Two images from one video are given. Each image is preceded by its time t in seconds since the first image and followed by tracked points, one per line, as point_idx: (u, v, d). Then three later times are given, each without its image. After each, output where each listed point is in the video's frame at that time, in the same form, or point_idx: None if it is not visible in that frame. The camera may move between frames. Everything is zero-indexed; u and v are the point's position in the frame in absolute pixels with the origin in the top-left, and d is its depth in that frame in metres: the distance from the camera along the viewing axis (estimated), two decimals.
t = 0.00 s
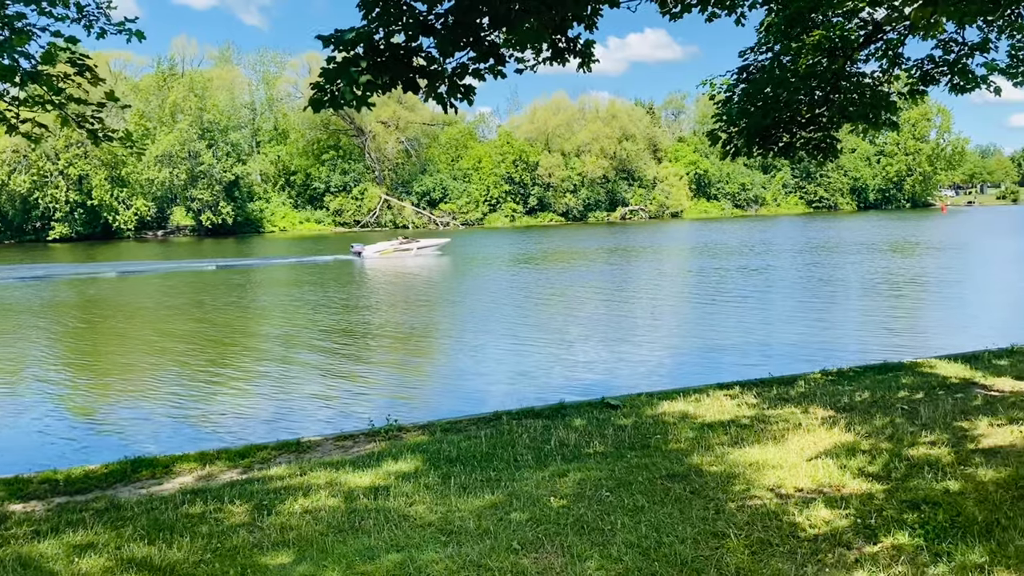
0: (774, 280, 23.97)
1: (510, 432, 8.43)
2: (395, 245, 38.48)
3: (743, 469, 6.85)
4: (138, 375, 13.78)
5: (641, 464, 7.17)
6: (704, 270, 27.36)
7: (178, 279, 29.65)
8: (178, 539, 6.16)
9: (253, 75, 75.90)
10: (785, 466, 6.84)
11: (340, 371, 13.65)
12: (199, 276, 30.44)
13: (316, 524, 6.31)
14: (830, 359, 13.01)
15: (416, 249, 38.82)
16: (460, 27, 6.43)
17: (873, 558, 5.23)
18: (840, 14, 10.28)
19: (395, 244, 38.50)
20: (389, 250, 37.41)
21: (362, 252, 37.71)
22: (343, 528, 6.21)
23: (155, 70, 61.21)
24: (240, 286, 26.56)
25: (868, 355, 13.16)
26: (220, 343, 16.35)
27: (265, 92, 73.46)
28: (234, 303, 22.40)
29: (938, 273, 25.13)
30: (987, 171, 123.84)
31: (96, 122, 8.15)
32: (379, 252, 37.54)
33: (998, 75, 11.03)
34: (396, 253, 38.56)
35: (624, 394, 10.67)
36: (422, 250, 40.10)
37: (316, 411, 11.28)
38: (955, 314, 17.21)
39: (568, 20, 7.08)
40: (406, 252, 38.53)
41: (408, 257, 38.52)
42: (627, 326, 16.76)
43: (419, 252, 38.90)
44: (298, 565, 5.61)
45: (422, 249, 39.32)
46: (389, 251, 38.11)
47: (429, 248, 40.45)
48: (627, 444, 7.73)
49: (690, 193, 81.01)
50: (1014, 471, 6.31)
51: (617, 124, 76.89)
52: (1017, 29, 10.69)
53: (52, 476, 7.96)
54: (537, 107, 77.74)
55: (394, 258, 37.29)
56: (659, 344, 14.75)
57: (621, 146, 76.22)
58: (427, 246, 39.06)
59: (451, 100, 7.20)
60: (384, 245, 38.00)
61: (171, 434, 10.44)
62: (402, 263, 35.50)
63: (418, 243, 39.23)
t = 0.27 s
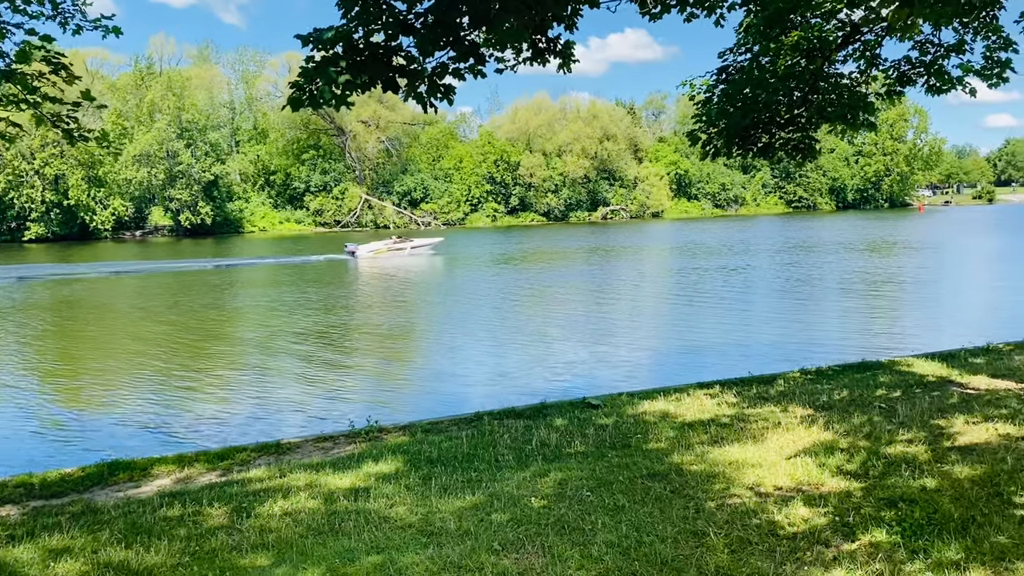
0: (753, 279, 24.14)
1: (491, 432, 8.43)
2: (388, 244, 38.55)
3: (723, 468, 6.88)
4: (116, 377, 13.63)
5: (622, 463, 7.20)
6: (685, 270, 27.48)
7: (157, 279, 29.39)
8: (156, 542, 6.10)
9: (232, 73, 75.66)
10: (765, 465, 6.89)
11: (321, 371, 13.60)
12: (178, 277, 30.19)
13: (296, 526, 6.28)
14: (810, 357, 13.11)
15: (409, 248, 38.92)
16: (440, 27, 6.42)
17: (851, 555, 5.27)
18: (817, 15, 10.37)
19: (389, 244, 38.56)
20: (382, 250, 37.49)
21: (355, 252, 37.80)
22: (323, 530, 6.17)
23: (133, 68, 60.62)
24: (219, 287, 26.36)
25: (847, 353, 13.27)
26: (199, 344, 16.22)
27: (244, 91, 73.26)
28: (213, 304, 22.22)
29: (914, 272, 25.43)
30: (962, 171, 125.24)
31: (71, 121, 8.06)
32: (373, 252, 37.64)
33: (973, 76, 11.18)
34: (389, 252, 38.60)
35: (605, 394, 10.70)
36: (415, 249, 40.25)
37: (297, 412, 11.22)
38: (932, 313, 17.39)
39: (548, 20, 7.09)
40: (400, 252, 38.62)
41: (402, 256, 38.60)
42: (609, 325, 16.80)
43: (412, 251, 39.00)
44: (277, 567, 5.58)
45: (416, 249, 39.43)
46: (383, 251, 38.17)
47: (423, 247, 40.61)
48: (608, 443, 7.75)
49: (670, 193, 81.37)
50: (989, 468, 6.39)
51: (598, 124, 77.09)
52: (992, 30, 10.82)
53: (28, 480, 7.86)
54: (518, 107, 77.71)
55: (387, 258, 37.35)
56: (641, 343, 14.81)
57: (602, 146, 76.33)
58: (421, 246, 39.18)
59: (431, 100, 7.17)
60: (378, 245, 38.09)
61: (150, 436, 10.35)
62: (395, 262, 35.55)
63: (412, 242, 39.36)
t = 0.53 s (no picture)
0: (733, 279, 24.30)
1: (471, 432, 8.43)
2: (382, 244, 38.63)
3: (702, 468, 6.92)
4: (92, 378, 13.50)
5: (602, 463, 7.22)
6: (665, 270, 27.62)
7: (135, 279, 29.14)
8: (132, 545, 6.05)
9: (212, 73, 75.46)
10: (743, 464, 6.93)
11: (301, 372, 13.53)
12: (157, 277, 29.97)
13: (275, 528, 6.24)
14: (789, 357, 13.22)
15: (403, 247, 39.07)
16: (419, 27, 6.41)
17: (827, 553, 5.32)
18: (795, 16, 10.45)
19: (382, 244, 38.62)
20: (376, 249, 37.59)
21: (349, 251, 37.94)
22: (302, 531, 6.15)
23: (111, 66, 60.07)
24: (199, 287, 26.18)
25: (825, 353, 13.39)
26: (178, 345, 16.10)
27: (223, 90, 73.19)
28: (192, 304, 22.05)
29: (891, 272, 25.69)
30: (939, 172, 126.58)
31: (46, 119, 7.96)
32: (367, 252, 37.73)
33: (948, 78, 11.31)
34: (383, 252, 38.63)
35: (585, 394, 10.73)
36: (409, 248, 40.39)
37: (276, 413, 11.16)
38: (908, 313, 17.59)
39: (528, 21, 7.10)
40: (394, 250, 38.68)
41: (396, 255, 38.65)
42: (590, 325, 16.85)
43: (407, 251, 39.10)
44: (255, 570, 5.55)
45: (410, 249, 39.55)
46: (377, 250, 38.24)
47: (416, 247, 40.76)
48: (587, 443, 7.77)
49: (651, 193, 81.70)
50: (963, 466, 6.47)
51: (579, 124, 77.26)
52: (967, 33, 10.95)
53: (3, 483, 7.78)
54: (499, 107, 77.63)
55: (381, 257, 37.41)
56: (622, 343, 14.87)
57: (583, 146, 76.51)
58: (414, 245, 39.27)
59: (410, 100, 7.15)
60: (371, 245, 38.20)
61: (128, 438, 10.26)
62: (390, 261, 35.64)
63: (405, 242, 39.48)
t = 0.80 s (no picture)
0: (714, 278, 24.44)
1: (452, 432, 8.42)
2: (377, 242, 38.90)
3: (682, 467, 6.94)
4: (69, 378, 13.36)
5: (583, 462, 7.23)
6: (645, 270, 27.71)
7: (113, 279, 28.86)
8: (109, 547, 5.99)
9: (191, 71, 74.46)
10: (723, 463, 6.98)
11: (282, 372, 13.45)
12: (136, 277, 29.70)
13: (254, 529, 6.21)
14: (768, 356, 13.30)
15: (398, 246, 39.41)
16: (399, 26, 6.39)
17: (804, 552, 5.36)
18: (775, 18, 10.53)
19: (378, 243, 38.85)
20: (371, 248, 37.80)
21: (344, 250, 38.12)
22: (282, 532, 6.11)
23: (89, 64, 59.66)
24: (178, 287, 25.96)
25: (804, 352, 13.49)
26: (157, 346, 15.97)
27: (204, 89, 72.12)
28: (171, 304, 21.87)
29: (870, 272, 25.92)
30: (916, 173, 128.03)
31: (21, 117, 7.86)
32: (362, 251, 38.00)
33: (925, 80, 11.43)
34: (378, 251, 38.84)
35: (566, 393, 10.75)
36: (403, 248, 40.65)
37: (256, 414, 11.10)
38: (886, 312, 17.75)
39: (508, 21, 7.10)
40: (388, 249, 38.93)
41: (391, 254, 38.89)
42: (572, 325, 16.89)
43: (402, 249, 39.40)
44: (233, 572, 5.51)
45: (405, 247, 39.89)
46: (372, 248, 38.40)
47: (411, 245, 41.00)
48: (568, 443, 7.79)
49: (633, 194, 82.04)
50: (939, 464, 6.54)
51: (561, 124, 77.42)
52: (944, 35, 11.08)
53: None
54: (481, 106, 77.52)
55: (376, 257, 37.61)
56: (603, 342, 14.92)
57: (565, 146, 76.86)
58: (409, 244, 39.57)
59: (391, 98, 7.12)
60: (366, 244, 38.43)
61: (106, 439, 10.16)
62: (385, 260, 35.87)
63: (400, 241, 39.77)
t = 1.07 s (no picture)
0: (697, 279, 24.55)
1: (434, 432, 8.41)
2: (373, 241, 39.21)
3: (664, 465, 6.97)
4: (48, 379, 13.22)
5: (564, 461, 7.24)
6: (629, 270, 27.77)
7: (93, 279, 28.62)
8: (86, 548, 5.92)
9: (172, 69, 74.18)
10: (704, 461, 7.00)
11: (263, 373, 13.38)
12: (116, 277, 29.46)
13: (233, 530, 6.16)
14: (750, 356, 13.37)
15: (394, 245, 39.85)
16: (381, 24, 6.37)
17: (784, 550, 5.38)
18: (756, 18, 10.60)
19: (374, 241, 39.16)
20: (367, 247, 38.08)
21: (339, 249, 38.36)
22: (261, 533, 6.07)
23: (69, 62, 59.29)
24: (159, 287, 25.77)
25: (785, 352, 13.56)
26: (136, 346, 15.84)
27: (184, 87, 71.96)
28: (152, 304, 21.72)
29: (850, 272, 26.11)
30: (897, 174, 129.12)
31: None
32: (358, 249, 38.28)
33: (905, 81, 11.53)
34: (374, 250, 39.14)
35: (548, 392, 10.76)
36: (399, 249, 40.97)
37: (237, 414, 11.02)
38: (867, 312, 17.88)
39: (491, 19, 7.09)
40: (384, 248, 39.29)
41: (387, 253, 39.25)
42: (556, 325, 16.91)
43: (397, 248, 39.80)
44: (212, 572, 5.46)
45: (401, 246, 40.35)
46: (368, 247, 38.65)
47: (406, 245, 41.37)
48: (550, 441, 7.79)
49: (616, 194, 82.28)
50: (918, 462, 6.59)
51: (545, 124, 77.46)
52: (923, 37, 11.18)
53: None
54: (465, 105, 77.35)
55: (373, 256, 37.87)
56: (587, 342, 14.94)
57: (549, 146, 76.99)
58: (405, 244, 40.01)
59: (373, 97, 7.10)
60: (362, 242, 38.73)
61: (84, 440, 10.06)
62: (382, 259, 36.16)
63: (397, 240, 40.19)
